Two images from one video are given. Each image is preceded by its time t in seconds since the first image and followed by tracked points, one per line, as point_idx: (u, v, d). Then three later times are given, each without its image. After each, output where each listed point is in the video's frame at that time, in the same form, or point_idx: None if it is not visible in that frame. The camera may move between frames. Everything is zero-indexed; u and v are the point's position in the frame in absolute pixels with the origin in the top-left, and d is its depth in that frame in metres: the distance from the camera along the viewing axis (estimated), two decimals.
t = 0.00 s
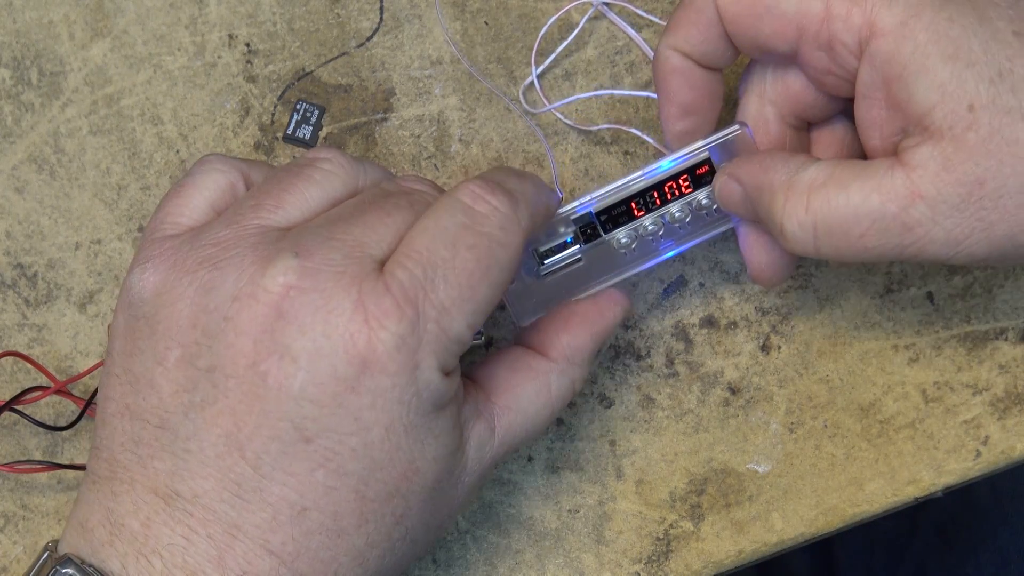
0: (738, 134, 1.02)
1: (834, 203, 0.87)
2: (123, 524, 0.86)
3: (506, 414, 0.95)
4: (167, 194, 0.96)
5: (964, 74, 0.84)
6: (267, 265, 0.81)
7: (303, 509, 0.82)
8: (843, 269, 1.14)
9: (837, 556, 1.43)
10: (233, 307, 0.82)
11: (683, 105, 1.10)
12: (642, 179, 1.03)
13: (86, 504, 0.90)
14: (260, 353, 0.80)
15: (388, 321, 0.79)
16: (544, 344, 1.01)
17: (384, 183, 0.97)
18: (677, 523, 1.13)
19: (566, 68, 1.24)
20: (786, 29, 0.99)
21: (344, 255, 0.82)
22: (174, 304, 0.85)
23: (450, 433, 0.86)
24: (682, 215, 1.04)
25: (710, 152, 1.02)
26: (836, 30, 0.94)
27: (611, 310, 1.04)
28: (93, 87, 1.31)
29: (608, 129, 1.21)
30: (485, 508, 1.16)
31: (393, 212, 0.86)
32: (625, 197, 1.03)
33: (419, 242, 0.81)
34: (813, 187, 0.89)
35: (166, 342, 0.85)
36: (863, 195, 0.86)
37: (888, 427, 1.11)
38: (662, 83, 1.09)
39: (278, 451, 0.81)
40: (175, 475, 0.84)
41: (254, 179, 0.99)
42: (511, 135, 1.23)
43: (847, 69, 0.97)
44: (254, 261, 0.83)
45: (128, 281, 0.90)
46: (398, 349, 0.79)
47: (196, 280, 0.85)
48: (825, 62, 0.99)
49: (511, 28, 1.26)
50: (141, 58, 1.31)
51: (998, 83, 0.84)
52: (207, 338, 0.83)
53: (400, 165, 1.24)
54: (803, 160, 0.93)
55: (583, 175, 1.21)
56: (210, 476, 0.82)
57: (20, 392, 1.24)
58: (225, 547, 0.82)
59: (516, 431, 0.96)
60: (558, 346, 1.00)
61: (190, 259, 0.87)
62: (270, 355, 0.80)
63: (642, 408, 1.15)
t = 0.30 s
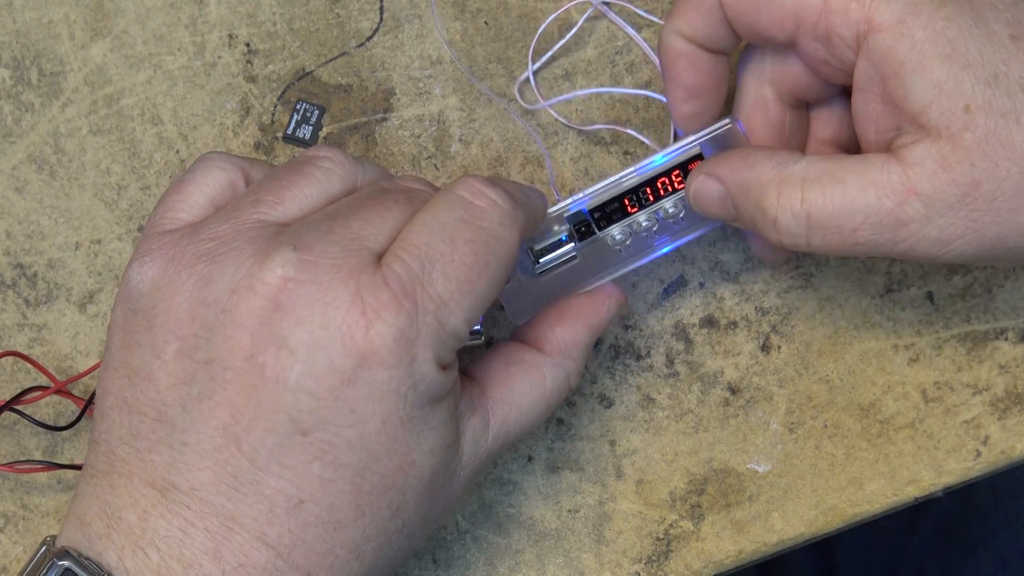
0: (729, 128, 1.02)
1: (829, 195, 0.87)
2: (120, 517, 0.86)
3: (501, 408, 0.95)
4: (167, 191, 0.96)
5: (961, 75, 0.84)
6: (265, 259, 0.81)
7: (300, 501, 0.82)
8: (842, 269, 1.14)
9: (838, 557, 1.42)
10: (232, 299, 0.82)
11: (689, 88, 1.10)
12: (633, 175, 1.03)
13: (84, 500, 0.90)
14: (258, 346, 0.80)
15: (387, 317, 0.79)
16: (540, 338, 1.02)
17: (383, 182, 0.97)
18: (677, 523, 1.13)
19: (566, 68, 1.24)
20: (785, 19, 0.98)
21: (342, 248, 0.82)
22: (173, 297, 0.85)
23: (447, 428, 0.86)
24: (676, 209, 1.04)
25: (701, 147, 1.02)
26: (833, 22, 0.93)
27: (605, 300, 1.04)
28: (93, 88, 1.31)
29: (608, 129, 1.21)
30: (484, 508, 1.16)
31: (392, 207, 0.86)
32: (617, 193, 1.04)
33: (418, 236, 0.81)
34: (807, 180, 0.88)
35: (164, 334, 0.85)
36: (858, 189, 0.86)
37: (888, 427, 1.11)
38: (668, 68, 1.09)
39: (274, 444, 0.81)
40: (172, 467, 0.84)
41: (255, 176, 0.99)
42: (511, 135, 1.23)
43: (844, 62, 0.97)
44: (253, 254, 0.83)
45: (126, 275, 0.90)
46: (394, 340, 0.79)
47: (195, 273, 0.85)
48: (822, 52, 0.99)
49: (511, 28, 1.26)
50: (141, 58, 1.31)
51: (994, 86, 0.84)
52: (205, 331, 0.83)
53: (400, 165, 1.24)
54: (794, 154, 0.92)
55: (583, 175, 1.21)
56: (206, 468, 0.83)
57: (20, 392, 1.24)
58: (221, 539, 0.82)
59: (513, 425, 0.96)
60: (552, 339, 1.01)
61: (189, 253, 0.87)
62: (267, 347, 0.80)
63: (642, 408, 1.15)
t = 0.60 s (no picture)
0: (722, 117, 1.02)
1: (836, 171, 0.86)
2: (119, 516, 0.86)
3: (501, 409, 0.95)
4: (166, 190, 0.96)
5: (962, 55, 0.84)
6: (262, 258, 0.81)
7: (297, 501, 0.82)
8: (842, 268, 1.14)
9: (838, 556, 1.45)
10: (228, 299, 0.82)
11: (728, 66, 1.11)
12: (629, 170, 1.03)
13: (83, 500, 0.90)
14: (255, 345, 0.80)
15: (385, 318, 0.78)
16: (541, 340, 1.02)
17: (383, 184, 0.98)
18: (677, 523, 1.13)
19: (566, 67, 1.24)
20: (794, 27, 0.99)
21: (338, 248, 0.82)
22: (170, 296, 0.85)
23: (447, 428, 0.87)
24: (674, 203, 1.04)
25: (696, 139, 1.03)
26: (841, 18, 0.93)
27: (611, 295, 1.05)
28: (93, 87, 1.31)
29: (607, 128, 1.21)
30: (485, 509, 1.16)
31: (389, 207, 0.86)
32: (614, 189, 1.04)
33: (414, 235, 0.81)
34: (814, 156, 0.88)
35: (161, 333, 0.85)
36: (866, 165, 0.85)
37: (888, 427, 1.11)
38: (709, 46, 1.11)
39: (271, 444, 0.80)
40: (170, 466, 0.84)
41: (254, 175, 0.99)
42: (511, 135, 1.23)
43: (851, 53, 0.97)
44: (251, 254, 0.83)
45: (124, 273, 0.90)
46: (391, 341, 0.79)
47: (192, 273, 0.85)
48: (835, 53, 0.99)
49: (511, 28, 1.26)
50: (141, 58, 1.31)
51: (996, 63, 0.83)
52: (202, 330, 0.83)
53: (400, 165, 1.24)
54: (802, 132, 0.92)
55: (583, 175, 1.21)
56: (204, 468, 0.82)
57: (20, 392, 1.24)
58: (219, 539, 0.82)
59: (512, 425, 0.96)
60: (553, 340, 1.02)
61: (187, 252, 0.87)
62: (264, 347, 0.80)
63: (642, 408, 1.15)
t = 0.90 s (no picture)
0: (735, 136, 1.01)
1: (834, 197, 0.87)
2: (123, 516, 0.86)
3: (504, 413, 0.95)
4: (173, 191, 0.96)
5: (949, 80, 0.85)
6: (270, 259, 0.81)
7: (302, 502, 0.82)
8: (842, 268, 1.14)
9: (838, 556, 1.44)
10: (236, 300, 0.82)
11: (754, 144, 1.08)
12: (640, 181, 1.02)
13: (85, 500, 0.90)
14: (262, 346, 0.80)
15: (393, 322, 0.79)
16: (543, 345, 1.01)
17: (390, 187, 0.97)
18: (677, 523, 1.13)
19: (566, 67, 1.24)
20: (805, 84, 0.98)
21: (346, 250, 0.82)
22: (177, 297, 0.85)
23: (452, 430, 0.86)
24: (682, 217, 1.03)
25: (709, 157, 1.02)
26: (843, 66, 0.94)
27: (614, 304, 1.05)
28: (93, 87, 1.31)
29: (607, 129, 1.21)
30: (484, 508, 1.16)
31: (397, 209, 0.86)
32: (623, 200, 1.02)
33: (424, 239, 0.81)
34: (811, 184, 0.88)
35: (167, 333, 0.85)
36: (862, 190, 0.86)
37: (888, 427, 1.11)
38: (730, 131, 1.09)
39: (277, 445, 0.80)
40: (175, 466, 0.84)
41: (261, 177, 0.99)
42: (511, 135, 1.23)
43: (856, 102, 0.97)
44: (258, 255, 0.83)
45: (130, 273, 0.90)
46: (398, 344, 0.79)
47: (199, 273, 0.85)
48: (847, 106, 0.98)
49: (511, 28, 1.26)
50: (141, 58, 1.31)
51: (984, 84, 0.84)
52: (209, 330, 0.83)
53: (400, 165, 1.24)
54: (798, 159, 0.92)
55: (583, 175, 1.21)
56: (209, 468, 0.83)
57: (20, 392, 1.24)
58: (224, 539, 0.82)
59: (515, 427, 0.96)
60: (556, 345, 1.01)
61: (193, 253, 0.87)
62: (270, 348, 0.80)
63: (642, 408, 1.15)
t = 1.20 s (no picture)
0: (747, 159, 1.03)
1: (844, 234, 0.88)
2: (130, 520, 0.86)
3: (511, 423, 0.94)
4: (183, 194, 0.95)
5: (952, 119, 0.84)
6: (284, 265, 0.81)
7: (310, 509, 0.81)
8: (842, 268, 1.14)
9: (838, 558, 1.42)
10: (248, 305, 0.82)
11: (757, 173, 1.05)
12: (651, 200, 1.03)
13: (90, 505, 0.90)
14: (274, 352, 0.80)
15: (406, 330, 0.79)
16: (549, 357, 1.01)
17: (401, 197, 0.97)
18: (677, 523, 1.13)
19: (566, 68, 1.24)
20: (809, 117, 0.95)
21: (360, 258, 0.82)
22: (189, 301, 0.85)
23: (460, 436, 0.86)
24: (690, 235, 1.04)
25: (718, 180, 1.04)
26: (848, 101, 0.92)
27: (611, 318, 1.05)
28: (93, 87, 1.31)
29: (608, 129, 1.21)
30: (485, 509, 1.15)
31: (411, 219, 0.86)
32: (633, 217, 1.03)
33: (439, 249, 0.81)
34: (821, 220, 0.89)
35: (179, 337, 0.85)
36: (872, 228, 0.87)
37: (888, 427, 1.11)
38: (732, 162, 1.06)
39: (286, 452, 0.80)
40: (182, 471, 0.84)
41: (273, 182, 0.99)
42: (511, 136, 1.23)
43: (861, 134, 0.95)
44: (271, 261, 0.83)
45: (140, 275, 0.90)
46: (410, 353, 0.79)
47: (211, 278, 0.85)
48: (852, 137, 0.96)
49: (511, 28, 1.26)
50: (141, 58, 1.31)
51: (987, 123, 0.83)
52: (221, 335, 0.83)
53: (400, 165, 1.24)
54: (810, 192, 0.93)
55: (583, 175, 1.21)
56: (218, 474, 0.82)
57: (20, 392, 1.24)
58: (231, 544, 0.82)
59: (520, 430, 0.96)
60: (563, 359, 1.01)
61: (206, 257, 0.87)
62: (282, 355, 0.80)
63: (642, 408, 1.15)
